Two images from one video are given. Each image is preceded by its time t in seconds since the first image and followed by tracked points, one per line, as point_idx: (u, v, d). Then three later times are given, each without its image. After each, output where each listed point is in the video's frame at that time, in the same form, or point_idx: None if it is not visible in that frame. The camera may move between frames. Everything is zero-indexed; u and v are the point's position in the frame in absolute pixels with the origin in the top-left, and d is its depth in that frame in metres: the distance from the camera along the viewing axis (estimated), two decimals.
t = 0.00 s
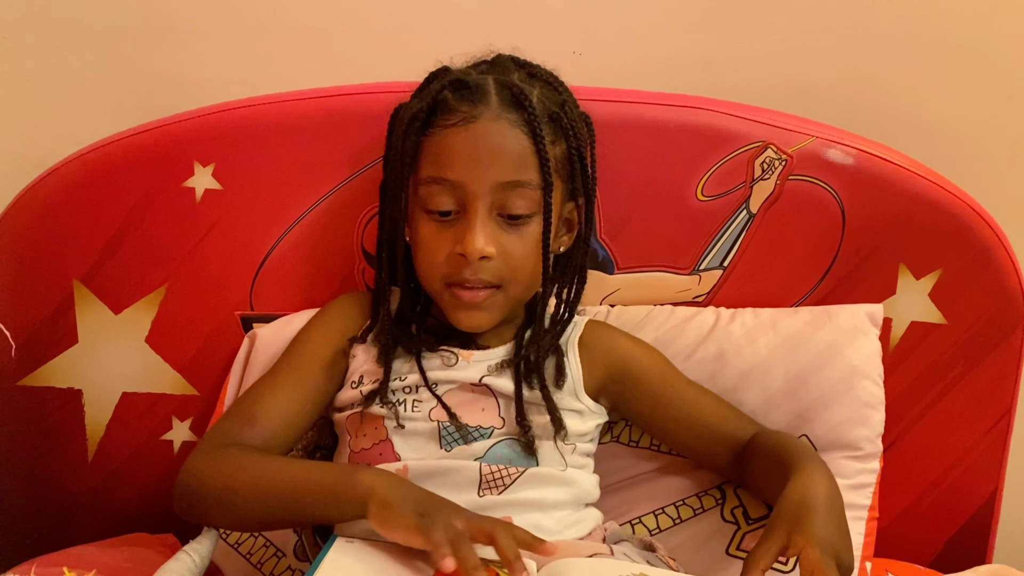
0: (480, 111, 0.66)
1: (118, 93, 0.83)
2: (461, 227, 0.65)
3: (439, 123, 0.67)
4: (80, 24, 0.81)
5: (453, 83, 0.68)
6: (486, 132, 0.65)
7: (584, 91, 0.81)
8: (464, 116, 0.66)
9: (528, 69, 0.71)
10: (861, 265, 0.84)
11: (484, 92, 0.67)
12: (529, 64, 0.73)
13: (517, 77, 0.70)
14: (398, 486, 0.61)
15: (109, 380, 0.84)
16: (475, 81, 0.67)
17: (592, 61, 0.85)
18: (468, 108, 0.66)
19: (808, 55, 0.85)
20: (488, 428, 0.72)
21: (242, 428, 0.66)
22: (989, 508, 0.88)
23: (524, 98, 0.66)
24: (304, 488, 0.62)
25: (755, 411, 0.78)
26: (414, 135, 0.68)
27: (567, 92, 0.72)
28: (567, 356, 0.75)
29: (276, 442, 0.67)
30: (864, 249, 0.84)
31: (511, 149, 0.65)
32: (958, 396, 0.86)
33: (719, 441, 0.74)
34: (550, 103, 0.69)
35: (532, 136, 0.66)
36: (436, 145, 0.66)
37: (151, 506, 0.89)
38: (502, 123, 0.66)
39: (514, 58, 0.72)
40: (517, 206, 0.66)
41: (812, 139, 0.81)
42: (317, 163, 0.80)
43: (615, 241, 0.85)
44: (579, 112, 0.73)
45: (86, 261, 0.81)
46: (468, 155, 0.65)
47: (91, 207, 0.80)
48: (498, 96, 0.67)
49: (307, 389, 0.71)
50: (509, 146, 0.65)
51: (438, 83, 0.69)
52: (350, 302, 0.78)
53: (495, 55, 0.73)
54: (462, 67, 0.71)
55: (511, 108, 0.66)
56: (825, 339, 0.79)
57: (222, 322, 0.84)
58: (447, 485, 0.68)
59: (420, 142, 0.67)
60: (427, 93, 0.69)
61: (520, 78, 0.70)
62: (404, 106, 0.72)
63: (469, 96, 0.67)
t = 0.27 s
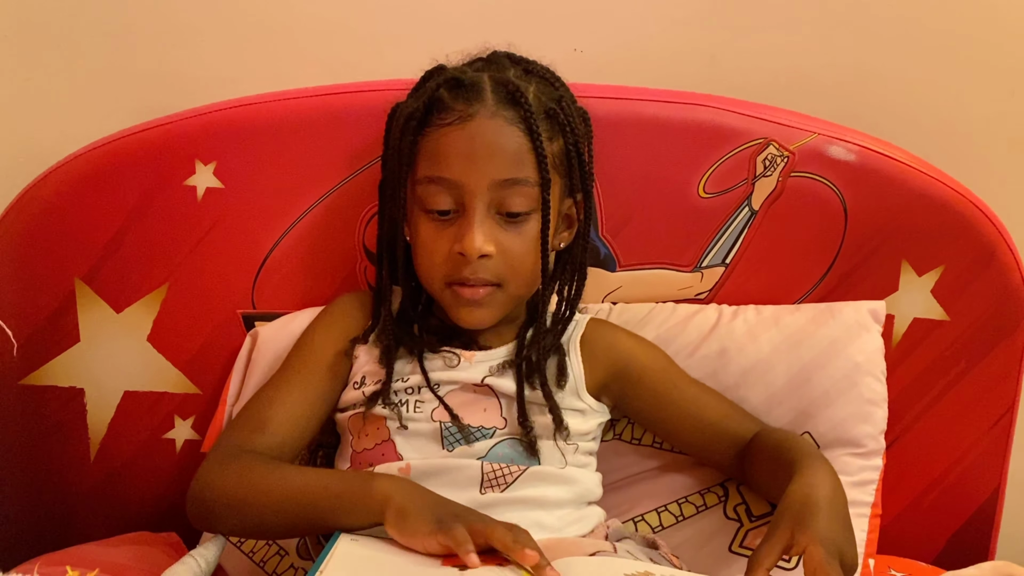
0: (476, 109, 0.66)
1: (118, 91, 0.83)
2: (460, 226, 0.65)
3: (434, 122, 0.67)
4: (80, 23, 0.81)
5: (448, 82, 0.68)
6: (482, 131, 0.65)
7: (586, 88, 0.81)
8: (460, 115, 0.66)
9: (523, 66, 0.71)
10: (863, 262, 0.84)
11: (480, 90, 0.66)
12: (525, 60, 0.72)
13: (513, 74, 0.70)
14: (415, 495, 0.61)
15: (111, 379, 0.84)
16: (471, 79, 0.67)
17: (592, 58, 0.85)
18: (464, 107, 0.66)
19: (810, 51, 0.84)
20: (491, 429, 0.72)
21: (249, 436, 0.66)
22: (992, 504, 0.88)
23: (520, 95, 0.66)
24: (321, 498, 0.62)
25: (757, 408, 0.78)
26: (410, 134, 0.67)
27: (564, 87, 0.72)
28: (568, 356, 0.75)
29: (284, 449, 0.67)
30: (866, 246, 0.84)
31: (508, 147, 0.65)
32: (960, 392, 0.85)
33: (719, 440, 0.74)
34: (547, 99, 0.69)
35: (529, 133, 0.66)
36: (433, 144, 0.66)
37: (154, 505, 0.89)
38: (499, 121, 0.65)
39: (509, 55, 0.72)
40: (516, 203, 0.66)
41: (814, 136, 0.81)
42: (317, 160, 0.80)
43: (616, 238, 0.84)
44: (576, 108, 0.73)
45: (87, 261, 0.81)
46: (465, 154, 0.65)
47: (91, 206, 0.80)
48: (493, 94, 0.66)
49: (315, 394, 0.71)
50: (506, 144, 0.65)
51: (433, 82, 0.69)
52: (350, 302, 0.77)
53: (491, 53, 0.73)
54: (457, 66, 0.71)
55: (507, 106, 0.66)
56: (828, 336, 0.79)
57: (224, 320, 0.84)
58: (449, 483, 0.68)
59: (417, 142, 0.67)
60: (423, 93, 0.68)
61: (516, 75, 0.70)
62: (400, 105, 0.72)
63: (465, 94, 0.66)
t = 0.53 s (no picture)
0: (481, 107, 0.66)
1: (118, 90, 0.83)
2: (464, 224, 0.65)
3: (438, 120, 0.66)
4: (80, 22, 0.81)
5: (452, 80, 0.68)
6: (488, 128, 0.65)
7: (587, 86, 0.81)
8: (464, 112, 0.66)
9: (526, 64, 0.71)
10: (864, 260, 0.84)
11: (484, 88, 0.66)
12: (526, 58, 0.72)
13: (516, 72, 0.69)
14: (411, 503, 0.60)
15: (112, 378, 0.84)
16: (475, 77, 0.67)
17: (593, 56, 0.85)
18: (469, 104, 0.66)
19: (810, 48, 0.84)
20: (493, 427, 0.71)
21: (249, 446, 0.66)
22: (992, 501, 0.88)
23: (524, 93, 0.66)
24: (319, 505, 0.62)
25: (758, 406, 0.78)
26: (415, 132, 0.67)
27: (566, 85, 0.72)
28: (570, 354, 0.75)
29: (286, 458, 0.67)
30: (867, 243, 0.84)
31: (513, 144, 0.65)
32: (961, 389, 0.85)
33: (721, 439, 0.74)
34: (550, 97, 0.69)
35: (533, 130, 0.66)
36: (437, 142, 0.66)
37: (155, 505, 0.89)
38: (504, 119, 0.65)
39: (511, 52, 0.72)
40: (521, 201, 0.66)
41: (814, 133, 0.81)
42: (318, 159, 0.80)
43: (617, 236, 0.84)
44: (578, 105, 0.73)
45: (88, 260, 0.81)
46: (470, 152, 0.65)
47: (91, 205, 0.80)
48: (497, 92, 0.66)
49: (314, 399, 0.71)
50: (511, 141, 0.65)
51: (436, 79, 0.69)
52: (351, 303, 0.78)
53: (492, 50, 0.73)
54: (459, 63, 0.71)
55: (512, 103, 0.66)
56: (829, 334, 0.79)
57: (224, 320, 0.84)
58: (450, 480, 0.68)
59: (422, 139, 0.67)
60: (426, 90, 0.68)
61: (519, 73, 0.70)
62: (403, 103, 0.71)
63: (469, 92, 0.66)
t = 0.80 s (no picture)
0: (474, 105, 0.66)
1: (116, 90, 0.83)
2: (460, 222, 0.65)
3: (432, 118, 0.67)
4: (78, 22, 0.81)
5: (445, 78, 0.68)
6: (481, 125, 0.65)
7: (585, 84, 0.81)
8: (458, 110, 0.66)
9: (519, 61, 0.71)
10: (862, 256, 0.84)
11: (477, 85, 0.66)
12: (520, 55, 0.72)
13: (509, 69, 0.69)
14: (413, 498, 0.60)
15: (112, 378, 0.84)
16: (468, 74, 0.67)
17: (591, 54, 0.85)
18: (462, 102, 0.66)
19: (808, 45, 0.84)
20: (491, 423, 0.72)
21: (250, 449, 0.66)
22: (992, 497, 0.88)
23: (517, 90, 0.66)
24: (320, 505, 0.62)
25: (758, 403, 0.78)
26: (408, 130, 0.67)
27: (559, 81, 0.72)
28: (567, 351, 0.75)
29: (290, 461, 0.67)
30: (866, 240, 0.84)
31: (507, 141, 0.65)
32: (960, 386, 0.85)
33: (719, 436, 0.74)
34: (543, 93, 0.69)
35: (527, 127, 0.66)
36: (431, 140, 0.66)
37: (155, 504, 0.89)
38: (497, 116, 0.65)
39: (504, 50, 0.72)
40: (516, 197, 0.66)
41: (813, 130, 0.81)
42: (316, 158, 0.80)
43: (616, 234, 0.84)
44: (572, 102, 0.73)
45: (86, 260, 0.81)
46: (464, 149, 0.65)
47: (90, 205, 0.80)
48: (491, 89, 0.66)
49: (315, 401, 0.71)
50: (505, 138, 0.65)
51: (430, 78, 0.69)
52: (349, 302, 0.78)
53: (486, 48, 0.73)
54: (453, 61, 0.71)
55: (505, 100, 0.66)
56: (828, 330, 0.79)
57: (224, 319, 0.84)
58: (449, 477, 0.68)
59: (416, 138, 0.67)
60: (420, 89, 0.68)
61: (513, 70, 0.70)
62: (397, 101, 0.71)
63: (462, 90, 0.66)
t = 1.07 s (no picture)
0: (470, 105, 0.66)
1: (114, 92, 0.83)
2: (457, 223, 0.65)
3: (429, 119, 0.66)
4: (75, 24, 0.81)
5: (441, 79, 0.68)
6: (477, 126, 0.65)
7: (583, 85, 0.81)
8: (454, 111, 0.66)
9: (515, 61, 0.71)
10: (861, 256, 0.84)
11: (473, 86, 0.66)
12: (516, 56, 0.72)
13: (505, 70, 0.69)
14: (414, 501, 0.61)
15: (111, 381, 0.84)
16: (464, 75, 0.67)
17: (589, 55, 0.85)
18: (458, 103, 0.66)
19: (806, 45, 0.84)
20: (491, 425, 0.71)
21: (264, 467, 0.67)
22: (992, 496, 0.88)
23: (513, 90, 0.66)
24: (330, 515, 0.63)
25: (757, 403, 0.78)
26: (405, 131, 0.67)
27: (556, 82, 0.72)
28: (566, 353, 0.75)
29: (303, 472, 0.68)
30: (864, 239, 0.84)
31: (503, 142, 0.65)
32: (959, 385, 0.85)
33: (718, 438, 0.74)
34: (540, 94, 0.69)
35: (524, 127, 0.66)
36: (428, 141, 0.66)
37: (155, 507, 0.89)
38: (493, 116, 0.65)
39: (501, 51, 0.72)
40: (513, 198, 0.65)
41: (811, 130, 0.81)
42: (314, 160, 0.80)
43: (615, 235, 0.84)
44: (569, 103, 0.73)
45: (85, 263, 0.81)
46: (460, 150, 0.65)
47: (88, 208, 0.79)
48: (487, 90, 0.66)
49: (324, 413, 0.71)
50: (501, 139, 0.65)
51: (426, 79, 0.69)
52: (348, 303, 0.78)
53: (483, 49, 0.73)
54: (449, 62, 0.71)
55: (502, 101, 0.66)
56: (828, 330, 0.79)
57: (222, 321, 0.84)
58: (449, 479, 0.68)
59: (412, 139, 0.67)
60: (416, 90, 0.68)
61: (509, 71, 0.70)
62: (393, 103, 0.71)
63: (459, 91, 0.66)
